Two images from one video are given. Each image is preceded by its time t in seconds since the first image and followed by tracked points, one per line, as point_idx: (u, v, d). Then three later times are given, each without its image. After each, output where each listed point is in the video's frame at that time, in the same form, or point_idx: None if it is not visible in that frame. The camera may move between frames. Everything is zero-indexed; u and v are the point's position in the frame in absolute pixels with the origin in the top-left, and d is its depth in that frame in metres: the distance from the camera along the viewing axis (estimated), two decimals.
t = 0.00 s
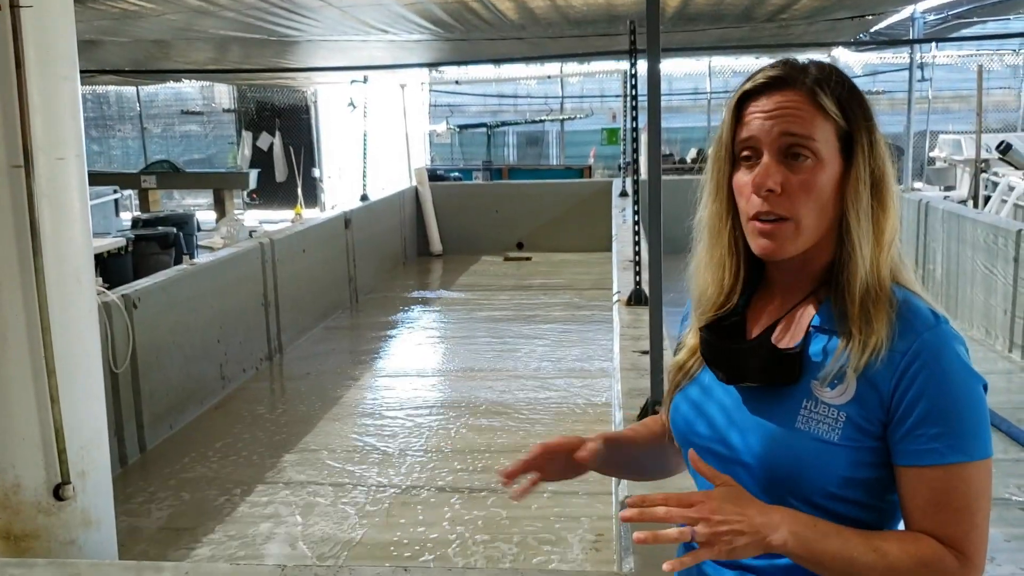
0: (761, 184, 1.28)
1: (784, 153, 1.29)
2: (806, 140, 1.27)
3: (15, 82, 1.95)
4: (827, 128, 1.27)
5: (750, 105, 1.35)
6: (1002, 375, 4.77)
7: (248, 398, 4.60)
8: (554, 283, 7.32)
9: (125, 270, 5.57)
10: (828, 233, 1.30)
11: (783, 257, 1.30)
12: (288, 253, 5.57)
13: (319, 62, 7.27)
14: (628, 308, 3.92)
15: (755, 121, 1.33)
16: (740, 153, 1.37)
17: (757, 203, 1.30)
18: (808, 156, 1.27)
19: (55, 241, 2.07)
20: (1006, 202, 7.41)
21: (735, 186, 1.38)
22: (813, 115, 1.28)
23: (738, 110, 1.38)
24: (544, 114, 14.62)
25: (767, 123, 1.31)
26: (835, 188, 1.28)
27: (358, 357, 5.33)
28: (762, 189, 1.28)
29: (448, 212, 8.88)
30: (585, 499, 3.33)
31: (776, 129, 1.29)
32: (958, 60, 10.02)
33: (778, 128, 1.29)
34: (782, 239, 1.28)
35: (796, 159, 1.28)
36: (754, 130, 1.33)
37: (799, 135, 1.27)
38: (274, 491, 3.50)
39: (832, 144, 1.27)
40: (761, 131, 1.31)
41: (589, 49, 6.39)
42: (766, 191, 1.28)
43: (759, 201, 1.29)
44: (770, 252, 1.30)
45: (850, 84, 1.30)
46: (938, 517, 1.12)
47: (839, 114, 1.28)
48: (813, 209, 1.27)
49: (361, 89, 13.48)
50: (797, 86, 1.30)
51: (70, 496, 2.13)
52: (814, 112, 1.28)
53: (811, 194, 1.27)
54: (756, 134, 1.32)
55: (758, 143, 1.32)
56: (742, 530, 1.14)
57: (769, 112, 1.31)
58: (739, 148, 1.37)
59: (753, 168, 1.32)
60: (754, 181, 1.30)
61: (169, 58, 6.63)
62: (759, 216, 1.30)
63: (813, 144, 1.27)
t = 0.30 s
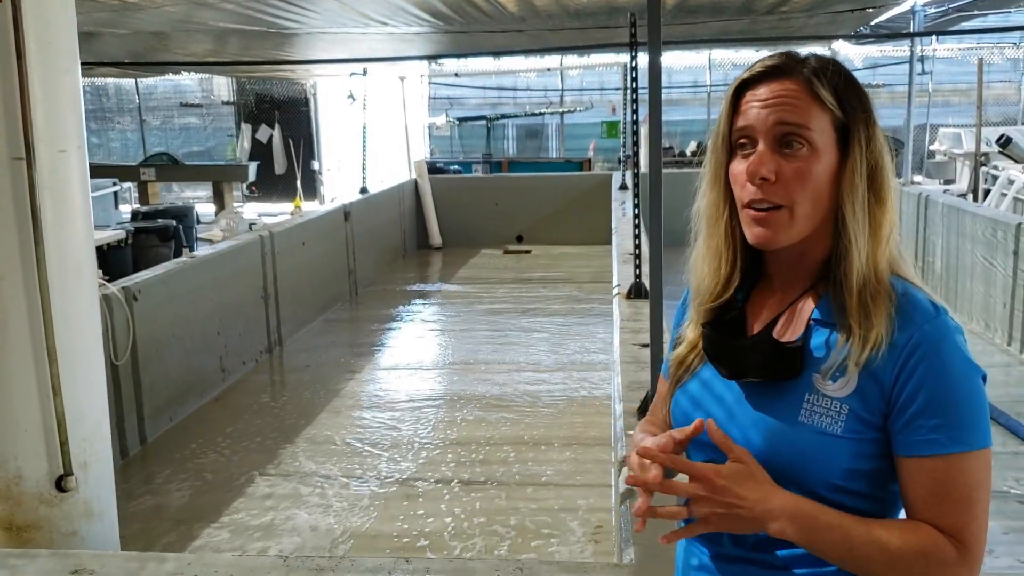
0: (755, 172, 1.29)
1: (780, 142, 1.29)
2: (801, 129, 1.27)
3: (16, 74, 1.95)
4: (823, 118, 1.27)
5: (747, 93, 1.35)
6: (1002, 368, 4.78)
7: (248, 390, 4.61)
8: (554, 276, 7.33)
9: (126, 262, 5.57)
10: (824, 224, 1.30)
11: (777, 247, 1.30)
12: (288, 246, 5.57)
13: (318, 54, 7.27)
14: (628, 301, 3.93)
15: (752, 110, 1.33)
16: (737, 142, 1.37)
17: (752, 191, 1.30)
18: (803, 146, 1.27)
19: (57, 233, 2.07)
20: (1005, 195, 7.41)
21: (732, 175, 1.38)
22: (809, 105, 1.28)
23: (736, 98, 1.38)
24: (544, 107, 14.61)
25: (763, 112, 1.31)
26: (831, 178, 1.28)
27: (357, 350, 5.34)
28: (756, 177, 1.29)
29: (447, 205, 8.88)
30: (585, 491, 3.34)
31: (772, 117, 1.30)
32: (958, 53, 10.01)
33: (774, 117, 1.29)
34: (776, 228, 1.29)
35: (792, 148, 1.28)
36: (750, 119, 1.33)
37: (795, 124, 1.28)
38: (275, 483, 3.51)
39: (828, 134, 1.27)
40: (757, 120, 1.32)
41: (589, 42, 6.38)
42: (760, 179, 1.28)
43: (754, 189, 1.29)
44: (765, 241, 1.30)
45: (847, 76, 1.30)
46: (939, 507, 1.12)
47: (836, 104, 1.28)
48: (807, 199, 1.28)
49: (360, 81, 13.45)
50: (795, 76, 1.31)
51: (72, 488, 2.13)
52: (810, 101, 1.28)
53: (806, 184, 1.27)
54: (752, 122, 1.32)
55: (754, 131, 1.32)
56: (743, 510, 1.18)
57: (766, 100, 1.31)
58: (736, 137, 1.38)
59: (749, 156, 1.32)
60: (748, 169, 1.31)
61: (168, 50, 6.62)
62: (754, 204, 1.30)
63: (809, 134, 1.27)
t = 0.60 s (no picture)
0: (759, 172, 1.30)
1: (785, 142, 1.30)
2: (807, 131, 1.28)
3: (20, 75, 1.96)
4: (829, 120, 1.28)
5: (756, 93, 1.36)
6: (1001, 368, 4.79)
7: (248, 389, 4.61)
8: (554, 276, 7.33)
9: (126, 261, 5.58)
10: (828, 225, 1.31)
11: (779, 247, 1.31)
12: (288, 246, 5.58)
13: (318, 54, 7.27)
14: (629, 301, 3.94)
15: (759, 110, 1.34)
16: (745, 142, 1.38)
17: (756, 190, 1.31)
18: (807, 147, 1.28)
19: (60, 233, 2.08)
20: (1004, 196, 7.42)
21: (738, 174, 1.39)
22: (816, 107, 1.29)
23: (745, 98, 1.39)
24: (544, 107, 14.62)
25: (769, 113, 1.32)
26: (836, 181, 1.29)
27: (357, 349, 5.35)
28: (759, 177, 1.30)
29: (447, 205, 8.88)
30: (585, 491, 3.35)
31: (779, 119, 1.30)
32: (957, 53, 10.02)
33: (780, 118, 1.30)
34: (778, 228, 1.30)
35: (796, 149, 1.29)
36: (757, 120, 1.34)
37: (800, 126, 1.29)
38: (276, 482, 3.51)
39: (834, 137, 1.28)
40: (763, 121, 1.33)
41: (590, 42, 6.39)
42: (763, 179, 1.29)
43: (757, 190, 1.30)
44: (766, 241, 1.31)
45: (857, 78, 1.31)
46: (946, 506, 1.13)
47: (842, 106, 1.29)
48: (810, 200, 1.28)
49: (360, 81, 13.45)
50: (803, 78, 1.32)
51: (75, 487, 2.14)
52: (817, 104, 1.29)
53: (810, 185, 1.28)
54: (758, 123, 1.34)
55: (760, 132, 1.33)
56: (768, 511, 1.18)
57: (773, 102, 1.32)
58: (743, 137, 1.39)
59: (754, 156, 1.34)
60: (753, 169, 1.32)
61: (168, 50, 6.63)
62: (757, 204, 1.31)
63: (814, 135, 1.28)
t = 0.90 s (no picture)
0: (766, 175, 1.30)
1: (792, 145, 1.30)
2: (814, 134, 1.29)
3: (23, 74, 1.96)
4: (835, 123, 1.28)
5: (761, 97, 1.37)
6: (1001, 368, 4.80)
7: (248, 389, 4.61)
8: (554, 276, 7.34)
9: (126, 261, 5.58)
10: (834, 226, 1.32)
11: (787, 248, 1.31)
12: (289, 245, 5.59)
13: (318, 54, 7.28)
14: (629, 301, 3.94)
15: (765, 113, 1.34)
16: (751, 145, 1.39)
17: (763, 193, 1.32)
18: (815, 150, 1.29)
19: (63, 232, 2.08)
20: (1003, 196, 7.43)
21: (745, 177, 1.39)
22: (822, 110, 1.29)
23: (751, 102, 1.39)
24: (543, 107, 14.64)
25: (775, 116, 1.33)
26: (843, 183, 1.29)
27: (358, 349, 5.35)
28: (767, 180, 1.30)
29: (447, 205, 8.89)
30: (586, 490, 3.35)
31: (785, 121, 1.31)
32: (957, 53, 10.03)
33: (787, 121, 1.31)
34: (786, 230, 1.30)
35: (804, 152, 1.29)
36: (763, 123, 1.35)
37: (807, 129, 1.29)
38: (277, 482, 3.52)
39: (840, 139, 1.29)
40: (769, 124, 1.33)
41: (590, 42, 6.39)
42: (771, 182, 1.30)
43: (765, 192, 1.31)
44: (775, 243, 1.32)
45: (862, 80, 1.31)
46: (949, 507, 1.14)
47: (848, 109, 1.29)
48: (818, 203, 1.29)
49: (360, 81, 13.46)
50: (808, 81, 1.32)
51: (78, 486, 2.14)
52: (823, 106, 1.29)
53: (817, 188, 1.29)
54: (765, 126, 1.34)
55: (767, 135, 1.34)
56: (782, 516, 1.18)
57: (778, 105, 1.33)
58: (749, 140, 1.39)
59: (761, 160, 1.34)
60: (760, 172, 1.32)
61: (169, 49, 6.64)
62: (765, 207, 1.31)
63: (821, 138, 1.29)
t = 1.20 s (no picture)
0: (781, 169, 1.30)
1: (806, 138, 1.30)
2: (827, 127, 1.29)
3: (24, 72, 1.96)
4: (848, 116, 1.29)
5: (772, 93, 1.37)
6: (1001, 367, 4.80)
7: (248, 388, 4.61)
8: (554, 274, 7.33)
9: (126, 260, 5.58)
10: (847, 222, 1.31)
11: (801, 245, 1.30)
12: (289, 245, 5.59)
13: (317, 52, 7.27)
14: (629, 300, 3.94)
15: (777, 108, 1.34)
16: (761, 140, 1.38)
17: (776, 188, 1.31)
18: (828, 143, 1.29)
19: (65, 230, 2.09)
20: (1004, 195, 7.42)
21: (756, 173, 1.39)
22: (834, 103, 1.29)
23: (761, 98, 1.39)
24: (543, 105, 14.64)
25: (788, 110, 1.32)
26: (855, 177, 1.29)
27: (358, 347, 5.35)
28: (781, 174, 1.30)
29: (446, 204, 8.88)
30: (587, 489, 3.35)
31: (800, 114, 1.31)
32: (958, 52, 10.03)
33: (799, 115, 1.31)
34: (800, 225, 1.29)
35: (817, 146, 1.29)
36: (776, 118, 1.35)
37: (820, 122, 1.29)
38: (277, 480, 3.52)
39: (853, 133, 1.29)
40: (782, 118, 1.33)
41: (589, 41, 6.39)
42: (785, 176, 1.29)
43: (779, 187, 1.30)
44: (788, 239, 1.30)
45: (872, 75, 1.32)
46: (957, 506, 1.14)
47: (860, 102, 1.30)
48: (831, 197, 1.28)
49: (359, 79, 13.45)
50: (819, 75, 1.33)
51: (79, 484, 2.14)
52: (836, 99, 1.30)
53: (830, 181, 1.28)
54: (778, 121, 1.34)
55: (780, 129, 1.34)
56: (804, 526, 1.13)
57: (791, 99, 1.33)
58: (759, 137, 1.39)
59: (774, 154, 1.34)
60: (774, 167, 1.32)
61: (168, 48, 6.64)
62: (778, 202, 1.30)
63: (834, 132, 1.29)
